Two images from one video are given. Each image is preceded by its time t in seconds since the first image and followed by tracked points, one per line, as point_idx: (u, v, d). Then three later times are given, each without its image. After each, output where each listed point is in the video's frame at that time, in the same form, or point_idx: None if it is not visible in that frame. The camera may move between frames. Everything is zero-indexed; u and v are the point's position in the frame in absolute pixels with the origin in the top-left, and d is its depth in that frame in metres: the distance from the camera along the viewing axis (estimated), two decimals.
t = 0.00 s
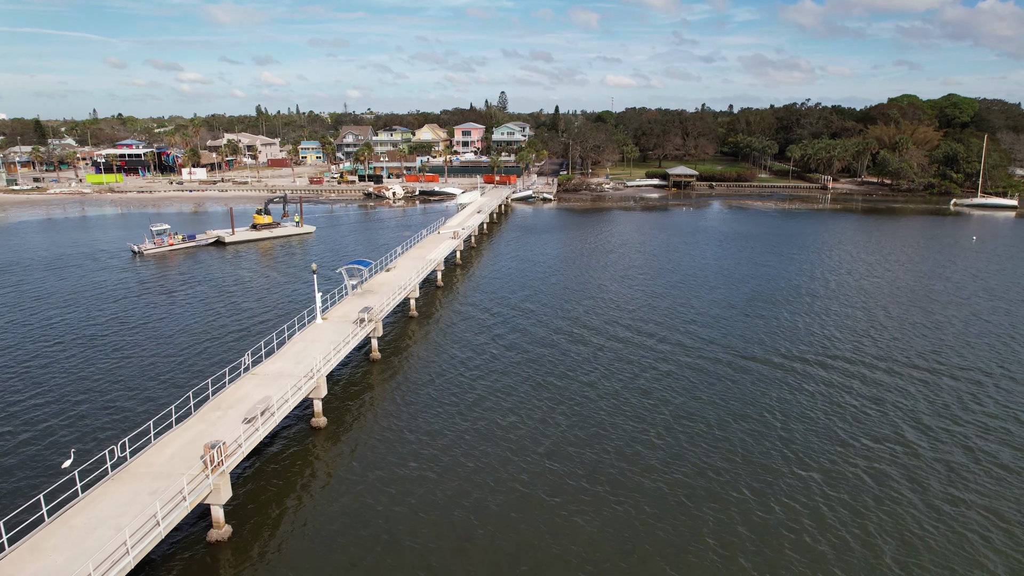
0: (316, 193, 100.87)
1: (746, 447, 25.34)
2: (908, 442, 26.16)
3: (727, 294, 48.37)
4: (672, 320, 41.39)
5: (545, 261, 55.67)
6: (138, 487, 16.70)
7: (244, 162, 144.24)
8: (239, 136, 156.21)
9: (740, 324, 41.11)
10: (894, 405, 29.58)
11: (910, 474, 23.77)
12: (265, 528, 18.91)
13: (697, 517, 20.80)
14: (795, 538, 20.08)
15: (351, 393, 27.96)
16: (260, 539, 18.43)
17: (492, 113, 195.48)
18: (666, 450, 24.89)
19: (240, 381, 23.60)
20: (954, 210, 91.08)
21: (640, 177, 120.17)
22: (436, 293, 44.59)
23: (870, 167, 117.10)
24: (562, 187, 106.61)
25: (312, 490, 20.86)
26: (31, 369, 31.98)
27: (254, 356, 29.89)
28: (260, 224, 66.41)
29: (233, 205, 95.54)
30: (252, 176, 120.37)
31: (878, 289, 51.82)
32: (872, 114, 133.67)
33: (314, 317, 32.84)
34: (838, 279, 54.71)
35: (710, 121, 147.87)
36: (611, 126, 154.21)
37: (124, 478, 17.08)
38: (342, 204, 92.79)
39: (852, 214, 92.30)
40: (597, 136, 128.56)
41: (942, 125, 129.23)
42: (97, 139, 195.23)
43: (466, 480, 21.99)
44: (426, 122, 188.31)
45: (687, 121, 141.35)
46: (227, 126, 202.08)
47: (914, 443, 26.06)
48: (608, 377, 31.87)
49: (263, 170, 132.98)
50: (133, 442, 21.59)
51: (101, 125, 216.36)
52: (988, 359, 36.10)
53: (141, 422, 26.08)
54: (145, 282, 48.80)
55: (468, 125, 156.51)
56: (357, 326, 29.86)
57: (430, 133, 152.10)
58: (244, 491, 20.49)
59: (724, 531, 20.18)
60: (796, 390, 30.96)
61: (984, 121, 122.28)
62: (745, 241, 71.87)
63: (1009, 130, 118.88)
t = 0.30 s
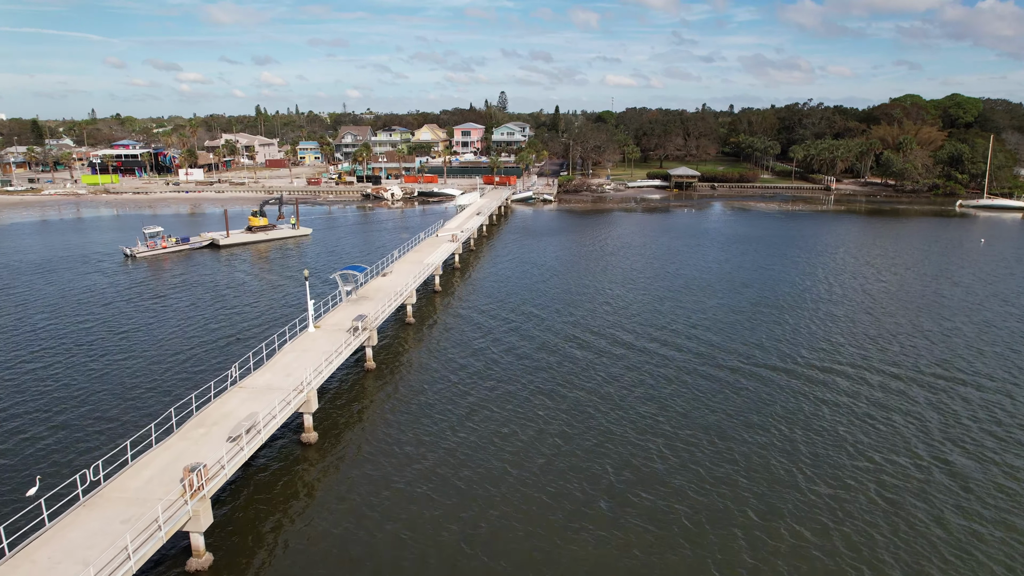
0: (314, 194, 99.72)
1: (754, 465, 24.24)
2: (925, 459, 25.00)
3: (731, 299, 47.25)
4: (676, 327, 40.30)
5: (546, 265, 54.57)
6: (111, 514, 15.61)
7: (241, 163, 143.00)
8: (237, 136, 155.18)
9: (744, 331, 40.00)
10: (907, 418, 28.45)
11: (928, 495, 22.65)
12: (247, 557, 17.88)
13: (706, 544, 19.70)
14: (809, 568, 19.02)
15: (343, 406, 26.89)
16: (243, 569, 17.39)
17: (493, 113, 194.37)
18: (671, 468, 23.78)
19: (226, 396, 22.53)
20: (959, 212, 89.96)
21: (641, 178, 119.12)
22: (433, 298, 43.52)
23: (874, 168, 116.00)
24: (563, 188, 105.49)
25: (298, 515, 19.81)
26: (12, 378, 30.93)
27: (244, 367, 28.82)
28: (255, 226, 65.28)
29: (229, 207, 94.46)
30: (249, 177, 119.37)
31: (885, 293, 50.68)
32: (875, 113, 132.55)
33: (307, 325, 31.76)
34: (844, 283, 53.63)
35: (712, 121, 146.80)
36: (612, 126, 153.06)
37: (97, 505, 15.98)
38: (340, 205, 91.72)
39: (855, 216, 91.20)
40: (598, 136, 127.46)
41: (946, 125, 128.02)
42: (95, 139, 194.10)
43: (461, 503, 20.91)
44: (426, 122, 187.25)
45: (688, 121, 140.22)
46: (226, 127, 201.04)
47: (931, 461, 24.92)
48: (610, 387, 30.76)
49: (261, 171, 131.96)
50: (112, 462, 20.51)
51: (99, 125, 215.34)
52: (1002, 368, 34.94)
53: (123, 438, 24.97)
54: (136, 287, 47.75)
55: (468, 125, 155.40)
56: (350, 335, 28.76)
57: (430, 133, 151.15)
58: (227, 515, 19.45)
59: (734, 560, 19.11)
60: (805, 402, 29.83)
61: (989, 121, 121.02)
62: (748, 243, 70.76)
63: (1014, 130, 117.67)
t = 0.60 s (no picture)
0: (311, 195, 98.61)
1: (766, 485, 23.03)
2: (945, 479, 23.77)
3: (736, 304, 46.10)
4: (680, 333, 39.16)
5: (546, 269, 53.37)
6: (80, 546, 14.51)
7: (239, 163, 141.87)
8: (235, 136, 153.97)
9: (751, 337, 38.82)
10: (924, 432, 27.22)
11: (950, 520, 21.44)
12: None
13: (716, 575, 18.55)
14: None
15: (334, 420, 25.74)
16: None
17: (492, 113, 193.19)
18: (677, 488, 22.58)
19: (211, 411, 21.44)
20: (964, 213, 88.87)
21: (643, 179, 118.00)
22: (430, 303, 42.44)
23: (877, 169, 114.94)
24: (563, 189, 104.31)
25: (285, 544, 18.76)
26: None
27: (233, 379, 27.70)
28: (250, 228, 64.15)
29: (225, 208, 93.30)
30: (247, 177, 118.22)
31: (892, 298, 49.57)
32: (878, 113, 131.45)
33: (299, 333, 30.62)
34: (850, 287, 52.56)
35: (713, 121, 145.69)
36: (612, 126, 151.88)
37: (64, 535, 14.91)
38: (337, 206, 90.57)
39: (859, 217, 90.08)
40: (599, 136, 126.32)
41: (949, 125, 126.89)
42: (92, 138, 192.86)
43: (455, 531, 19.67)
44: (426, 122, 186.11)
45: (690, 121, 139.09)
46: (225, 127, 199.94)
47: (953, 481, 23.64)
48: (613, 398, 29.65)
49: (258, 172, 130.82)
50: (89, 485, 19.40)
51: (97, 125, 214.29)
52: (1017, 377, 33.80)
53: (101, 456, 23.77)
54: (126, 291, 46.61)
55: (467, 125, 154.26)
56: (343, 344, 27.58)
57: (429, 133, 150.03)
58: (211, 544, 18.42)
59: None
60: (816, 415, 28.60)
61: (993, 121, 119.92)
62: (751, 245, 69.68)
63: (1019, 130, 116.57)
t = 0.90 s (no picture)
0: (308, 196, 97.50)
1: (779, 507, 21.67)
2: (970, 501, 22.35)
3: (741, 309, 44.91)
4: (685, 339, 37.97)
5: (545, 273, 52.03)
6: None
7: (236, 163, 140.77)
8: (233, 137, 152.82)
9: (758, 345, 37.55)
10: (943, 446, 25.96)
11: (978, 548, 20.06)
12: None
13: None
14: None
15: (324, 435, 24.53)
16: None
17: (492, 113, 192.13)
18: (686, 511, 21.23)
19: (197, 428, 20.31)
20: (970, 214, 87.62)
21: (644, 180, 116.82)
22: (428, 309, 41.21)
23: (881, 169, 113.50)
24: (564, 190, 103.12)
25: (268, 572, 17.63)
26: None
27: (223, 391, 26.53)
28: (245, 230, 62.95)
29: (221, 209, 92.12)
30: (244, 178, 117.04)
31: (901, 302, 48.35)
32: (881, 113, 130.21)
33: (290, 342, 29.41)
34: (858, 292, 51.35)
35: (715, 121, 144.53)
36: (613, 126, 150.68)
37: (26, 570, 13.79)
38: (335, 208, 89.41)
39: (864, 218, 88.92)
40: (600, 136, 125.13)
41: (954, 125, 125.65)
42: (90, 138, 191.96)
43: (448, 559, 18.47)
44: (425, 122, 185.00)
45: (691, 121, 137.87)
46: (223, 128, 199.00)
47: (980, 504, 22.21)
48: (617, 409, 28.44)
49: (256, 172, 129.72)
50: (63, 509, 18.26)
51: (95, 126, 213.42)
52: None
53: (77, 474, 22.56)
54: (116, 295, 45.45)
55: (467, 125, 153.11)
56: (335, 355, 26.37)
57: (428, 134, 148.87)
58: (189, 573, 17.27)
59: None
60: (829, 427, 27.37)
61: (999, 121, 118.68)
62: (755, 248, 68.53)
63: None
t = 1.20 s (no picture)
0: (306, 197, 96.35)
1: (795, 534, 20.31)
2: (996, 526, 21.03)
3: (747, 314, 43.79)
4: (690, 346, 36.90)
5: (546, 278, 51.03)
6: None
7: (234, 164, 139.57)
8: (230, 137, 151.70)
9: (765, 352, 36.47)
10: (959, 461, 24.92)
11: None
12: None
13: None
14: None
15: (315, 452, 23.51)
16: None
17: (492, 113, 191.06)
18: (695, 538, 19.95)
19: (179, 447, 19.19)
20: (976, 215, 86.51)
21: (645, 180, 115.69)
22: (426, 315, 40.16)
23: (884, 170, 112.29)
24: (565, 191, 102.01)
25: None
26: None
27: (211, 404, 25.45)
28: (239, 232, 61.85)
29: (217, 211, 90.97)
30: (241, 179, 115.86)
31: (910, 307, 47.20)
32: (884, 113, 129.13)
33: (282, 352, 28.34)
34: (865, 296, 50.24)
35: (716, 121, 143.43)
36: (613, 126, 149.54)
37: None
38: (333, 209, 88.32)
39: (868, 220, 87.85)
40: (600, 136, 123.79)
41: (958, 125, 124.52)
42: (87, 138, 190.85)
43: None
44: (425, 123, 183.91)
45: (692, 121, 136.71)
46: (222, 128, 197.91)
47: (1007, 530, 20.90)
48: (620, 420, 27.38)
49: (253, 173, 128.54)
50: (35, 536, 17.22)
51: (92, 126, 212.32)
52: None
53: (55, 492, 21.54)
54: (106, 300, 44.39)
55: (466, 125, 151.97)
56: (327, 365, 25.31)
57: (428, 134, 147.72)
58: None
59: None
60: (840, 439, 26.37)
61: (1003, 121, 117.47)
62: (759, 250, 67.42)
63: None
